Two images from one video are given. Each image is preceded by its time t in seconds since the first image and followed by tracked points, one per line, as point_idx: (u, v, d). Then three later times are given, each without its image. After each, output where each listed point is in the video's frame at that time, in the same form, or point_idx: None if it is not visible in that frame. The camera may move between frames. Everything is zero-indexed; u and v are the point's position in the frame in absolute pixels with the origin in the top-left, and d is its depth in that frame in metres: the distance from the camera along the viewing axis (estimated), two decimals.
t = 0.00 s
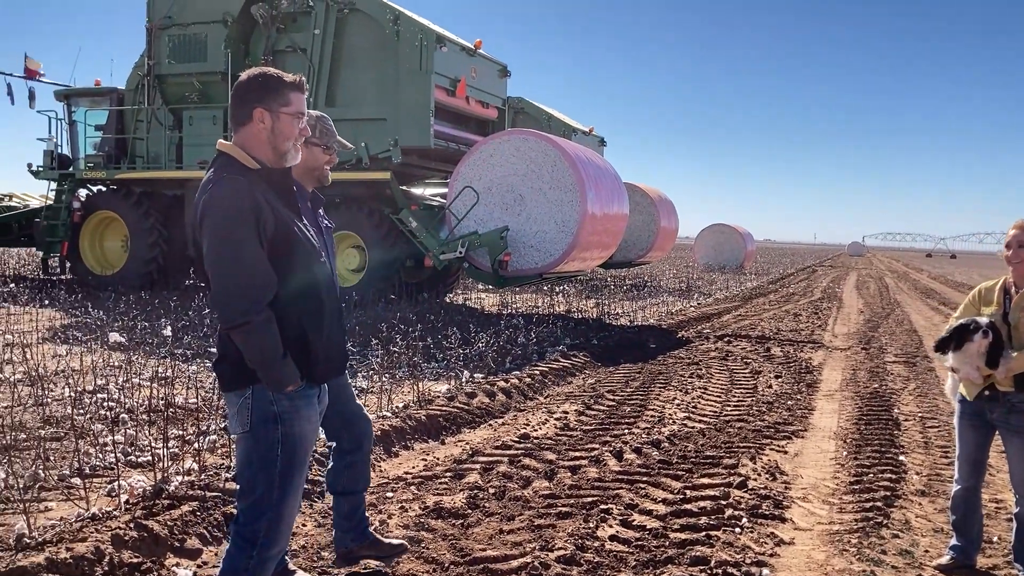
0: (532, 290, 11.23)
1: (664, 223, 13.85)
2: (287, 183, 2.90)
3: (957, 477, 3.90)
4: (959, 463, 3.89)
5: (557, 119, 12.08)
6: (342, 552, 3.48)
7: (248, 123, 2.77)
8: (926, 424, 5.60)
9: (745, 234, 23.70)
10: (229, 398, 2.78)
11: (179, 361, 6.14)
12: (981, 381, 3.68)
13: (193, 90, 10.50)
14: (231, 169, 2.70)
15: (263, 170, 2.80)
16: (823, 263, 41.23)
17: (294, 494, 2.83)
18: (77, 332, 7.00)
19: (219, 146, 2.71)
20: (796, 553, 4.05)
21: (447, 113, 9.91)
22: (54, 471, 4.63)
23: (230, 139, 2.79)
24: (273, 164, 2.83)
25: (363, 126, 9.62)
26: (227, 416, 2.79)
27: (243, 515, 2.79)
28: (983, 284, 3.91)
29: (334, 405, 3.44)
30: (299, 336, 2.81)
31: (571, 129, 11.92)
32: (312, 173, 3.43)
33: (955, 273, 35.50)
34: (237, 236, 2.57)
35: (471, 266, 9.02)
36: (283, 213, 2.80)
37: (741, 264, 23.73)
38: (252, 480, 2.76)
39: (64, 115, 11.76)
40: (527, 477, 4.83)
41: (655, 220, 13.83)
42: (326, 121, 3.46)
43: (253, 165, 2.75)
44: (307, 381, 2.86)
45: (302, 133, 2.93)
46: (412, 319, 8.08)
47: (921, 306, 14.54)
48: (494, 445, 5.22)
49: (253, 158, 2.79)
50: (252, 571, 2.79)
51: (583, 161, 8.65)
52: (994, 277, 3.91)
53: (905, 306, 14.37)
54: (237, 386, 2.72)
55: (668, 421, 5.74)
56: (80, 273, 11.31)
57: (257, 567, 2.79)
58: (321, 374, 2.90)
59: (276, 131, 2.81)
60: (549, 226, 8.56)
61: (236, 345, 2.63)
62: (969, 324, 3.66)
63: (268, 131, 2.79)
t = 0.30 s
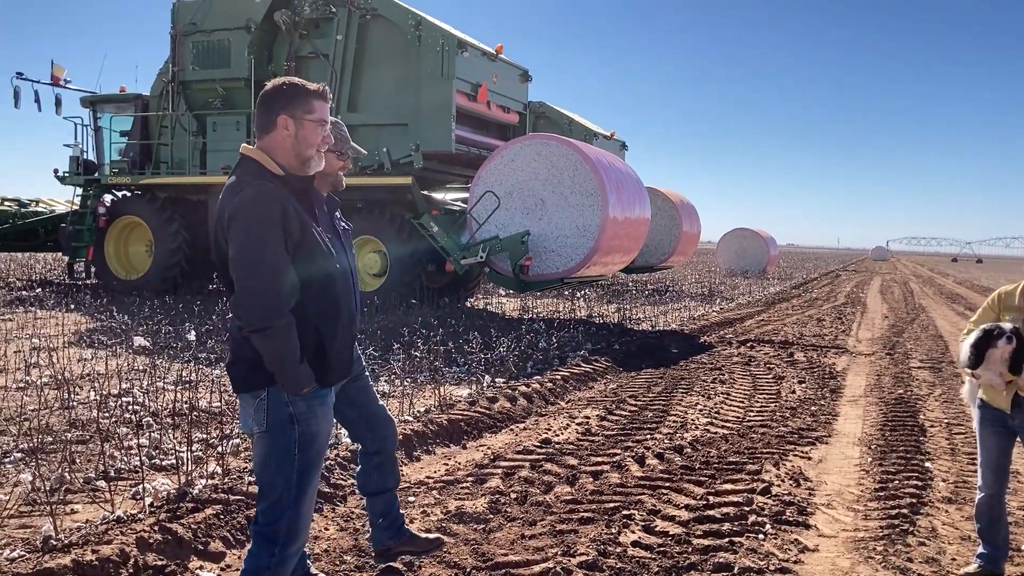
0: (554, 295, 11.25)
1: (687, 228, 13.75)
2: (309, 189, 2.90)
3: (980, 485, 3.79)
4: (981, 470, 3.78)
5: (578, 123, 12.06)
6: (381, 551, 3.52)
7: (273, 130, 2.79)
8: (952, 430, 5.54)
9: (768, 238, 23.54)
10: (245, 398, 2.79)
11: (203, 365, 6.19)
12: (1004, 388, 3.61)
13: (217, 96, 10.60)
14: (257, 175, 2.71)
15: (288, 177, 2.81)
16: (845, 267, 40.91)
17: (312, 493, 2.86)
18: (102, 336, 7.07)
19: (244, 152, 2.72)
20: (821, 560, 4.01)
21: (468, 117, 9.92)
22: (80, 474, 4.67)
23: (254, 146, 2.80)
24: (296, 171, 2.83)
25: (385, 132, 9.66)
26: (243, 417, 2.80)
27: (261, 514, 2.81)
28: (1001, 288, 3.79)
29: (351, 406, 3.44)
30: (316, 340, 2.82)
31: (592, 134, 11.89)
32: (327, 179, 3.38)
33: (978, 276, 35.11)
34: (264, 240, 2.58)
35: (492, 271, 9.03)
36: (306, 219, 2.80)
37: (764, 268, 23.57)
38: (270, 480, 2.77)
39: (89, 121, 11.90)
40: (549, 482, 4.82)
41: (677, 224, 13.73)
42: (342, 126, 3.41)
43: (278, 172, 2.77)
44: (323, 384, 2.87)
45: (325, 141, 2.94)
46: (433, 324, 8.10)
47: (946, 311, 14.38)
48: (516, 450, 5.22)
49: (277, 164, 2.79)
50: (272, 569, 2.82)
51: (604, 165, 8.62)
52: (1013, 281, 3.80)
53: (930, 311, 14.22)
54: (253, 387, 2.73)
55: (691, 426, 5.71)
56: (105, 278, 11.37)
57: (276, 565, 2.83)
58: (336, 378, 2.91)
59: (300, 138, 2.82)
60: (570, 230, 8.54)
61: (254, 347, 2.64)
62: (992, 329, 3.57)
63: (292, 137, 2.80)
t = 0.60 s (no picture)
0: (573, 301, 11.23)
1: (706, 233, 13.67)
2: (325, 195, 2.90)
3: (1002, 495, 3.60)
4: (1003, 479, 3.59)
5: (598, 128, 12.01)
6: (401, 565, 3.51)
7: (289, 136, 2.79)
8: (977, 437, 5.48)
9: (788, 243, 23.41)
10: (262, 404, 2.80)
11: (223, 370, 6.23)
12: None
13: (239, 103, 10.71)
14: (275, 179, 2.72)
15: (304, 183, 2.81)
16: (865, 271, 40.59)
17: (329, 497, 2.87)
18: (125, 341, 7.15)
19: (260, 158, 2.73)
20: (843, 568, 3.97)
21: (488, 123, 9.94)
22: (103, 478, 4.71)
23: (271, 151, 2.80)
24: (312, 177, 2.84)
25: (404, 138, 9.70)
26: (260, 422, 2.81)
27: (280, 519, 2.80)
28: None
29: (369, 417, 3.47)
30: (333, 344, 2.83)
31: (612, 139, 11.86)
32: (349, 188, 3.40)
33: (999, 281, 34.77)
34: (285, 243, 2.59)
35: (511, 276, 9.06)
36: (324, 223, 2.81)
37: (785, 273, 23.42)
38: (288, 485, 2.77)
39: (111, 128, 12.03)
40: (569, 488, 4.81)
41: (696, 229, 13.67)
42: (362, 135, 3.43)
43: (294, 178, 2.77)
44: (339, 387, 2.87)
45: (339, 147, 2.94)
46: (453, 329, 8.12)
47: (969, 317, 14.24)
48: (535, 456, 5.21)
49: (293, 170, 2.80)
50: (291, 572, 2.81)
51: (624, 171, 8.61)
52: None
53: (953, 316, 14.09)
54: (271, 392, 2.74)
55: (711, 432, 5.68)
56: (129, 283, 11.48)
57: (296, 568, 2.82)
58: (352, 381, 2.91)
59: (316, 144, 2.83)
60: (589, 236, 8.54)
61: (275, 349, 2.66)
62: (1014, 335, 3.35)
63: (309, 143, 2.81)
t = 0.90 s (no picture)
0: (591, 307, 11.24)
1: (725, 239, 13.56)
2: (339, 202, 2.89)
3: None
4: None
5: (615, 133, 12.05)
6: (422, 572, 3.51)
7: (304, 143, 2.81)
8: (1000, 444, 5.43)
9: (807, 249, 23.33)
10: (274, 411, 2.82)
11: (243, 376, 6.27)
12: None
13: (257, 110, 10.78)
14: (285, 186, 2.73)
15: (315, 189, 2.80)
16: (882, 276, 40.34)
17: (344, 504, 2.83)
18: (145, 346, 7.21)
19: (274, 166, 2.75)
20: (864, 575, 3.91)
21: (506, 129, 9.96)
22: (124, 483, 4.73)
23: (287, 159, 2.82)
24: (325, 183, 2.84)
25: (422, 144, 9.70)
26: (275, 429, 2.82)
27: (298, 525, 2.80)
28: None
29: (391, 427, 3.51)
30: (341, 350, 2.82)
31: (630, 144, 11.85)
32: (377, 198, 3.40)
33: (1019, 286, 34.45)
34: (287, 251, 2.59)
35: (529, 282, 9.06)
36: (333, 230, 2.80)
37: (804, 279, 23.33)
38: (302, 491, 2.77)
39: (132, 135, 12.18)
40: (587, 494, 4.80)
41: (714, 235, 13.58)
42: (395, 146, 3.44)
43: (305, 184, 2.77)
44: (351, 394, 2.84)
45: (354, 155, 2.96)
46: (471, 335, 8.14)
47: (991, 322, 14.11)
48: (554, 462, 5.20)
49: (307, 178, 2.81)
50: None
51: (641, 176, 8.60)
52: None
53: (975, 321, 13.96)
54: (281, 399, 2.75)
55: (730, 438, 5.66)
56: (149, 288, 11.50)
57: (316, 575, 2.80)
58: (364, 387, 2.88)
59: (331, 151, 2.84)
60: (607, 242, 8.52)
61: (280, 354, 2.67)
62: None
63: (324, 149, 2.82)
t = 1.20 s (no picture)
0: (607, 312, 11.24)
1: (742, 243, 13.52)
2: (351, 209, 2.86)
3: None
4: None
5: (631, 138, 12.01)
6: None
7: (323, 149, 2.79)
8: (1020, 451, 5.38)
9: (824, 253, 23.21)
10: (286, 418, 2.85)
11: (260, 382, 6.30)
12: None
13: (275, 116, 10.85)
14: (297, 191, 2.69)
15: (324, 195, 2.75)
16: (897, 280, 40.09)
17: (356, 509, 2.80)
18: (164, 352, 7.27)
19: (290, 172, 2.72)
20: None
21: (521, 135, 9.98)
22: (143, 488, 4.76)
23: (304, 166, 2.79)
24: (339, 190, 2.82)
25: (438, 150, 9.72)
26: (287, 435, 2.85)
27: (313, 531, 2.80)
28: None
29: (411, 434, 3.51)
30: (345, 355, 2.76)
31: (646, 149, 11.84)
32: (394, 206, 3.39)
33: None
34: (282, 256, 2.56)
35: (544, 287, 9.05)
36: (337, 233, 2.75)
37: (821, 284, 23.19)
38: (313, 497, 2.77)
39: (151, 142, 12.27)
40: (603, 500, 4.78)
41: (731, 239, 13.54)
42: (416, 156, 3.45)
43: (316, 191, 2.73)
44: (357, 399, 2.78)
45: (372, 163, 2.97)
46: (487, 340, 8.15)
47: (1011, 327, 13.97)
48: (570, 468, 5.20)
49: (324, 185, 2.79)
50: None
51: (657, 180, 8.58)
52: None
53: (995, 326, 13.83)
54: (288, 404, 2.77)
55: (747, 444, 5.64)
56: (168, 295, 11.67)
57: None
58: (370, 393, 2.81)
59: (349, 158, 2.83)
60: (622, 246, 8.51)
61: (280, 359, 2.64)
62: None
63: (341, 157, 2.81)
